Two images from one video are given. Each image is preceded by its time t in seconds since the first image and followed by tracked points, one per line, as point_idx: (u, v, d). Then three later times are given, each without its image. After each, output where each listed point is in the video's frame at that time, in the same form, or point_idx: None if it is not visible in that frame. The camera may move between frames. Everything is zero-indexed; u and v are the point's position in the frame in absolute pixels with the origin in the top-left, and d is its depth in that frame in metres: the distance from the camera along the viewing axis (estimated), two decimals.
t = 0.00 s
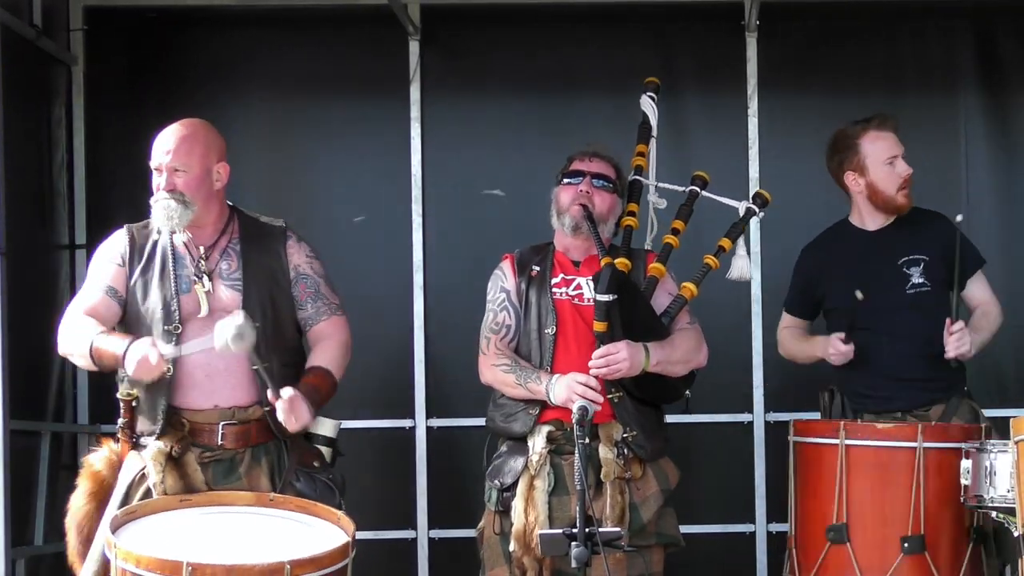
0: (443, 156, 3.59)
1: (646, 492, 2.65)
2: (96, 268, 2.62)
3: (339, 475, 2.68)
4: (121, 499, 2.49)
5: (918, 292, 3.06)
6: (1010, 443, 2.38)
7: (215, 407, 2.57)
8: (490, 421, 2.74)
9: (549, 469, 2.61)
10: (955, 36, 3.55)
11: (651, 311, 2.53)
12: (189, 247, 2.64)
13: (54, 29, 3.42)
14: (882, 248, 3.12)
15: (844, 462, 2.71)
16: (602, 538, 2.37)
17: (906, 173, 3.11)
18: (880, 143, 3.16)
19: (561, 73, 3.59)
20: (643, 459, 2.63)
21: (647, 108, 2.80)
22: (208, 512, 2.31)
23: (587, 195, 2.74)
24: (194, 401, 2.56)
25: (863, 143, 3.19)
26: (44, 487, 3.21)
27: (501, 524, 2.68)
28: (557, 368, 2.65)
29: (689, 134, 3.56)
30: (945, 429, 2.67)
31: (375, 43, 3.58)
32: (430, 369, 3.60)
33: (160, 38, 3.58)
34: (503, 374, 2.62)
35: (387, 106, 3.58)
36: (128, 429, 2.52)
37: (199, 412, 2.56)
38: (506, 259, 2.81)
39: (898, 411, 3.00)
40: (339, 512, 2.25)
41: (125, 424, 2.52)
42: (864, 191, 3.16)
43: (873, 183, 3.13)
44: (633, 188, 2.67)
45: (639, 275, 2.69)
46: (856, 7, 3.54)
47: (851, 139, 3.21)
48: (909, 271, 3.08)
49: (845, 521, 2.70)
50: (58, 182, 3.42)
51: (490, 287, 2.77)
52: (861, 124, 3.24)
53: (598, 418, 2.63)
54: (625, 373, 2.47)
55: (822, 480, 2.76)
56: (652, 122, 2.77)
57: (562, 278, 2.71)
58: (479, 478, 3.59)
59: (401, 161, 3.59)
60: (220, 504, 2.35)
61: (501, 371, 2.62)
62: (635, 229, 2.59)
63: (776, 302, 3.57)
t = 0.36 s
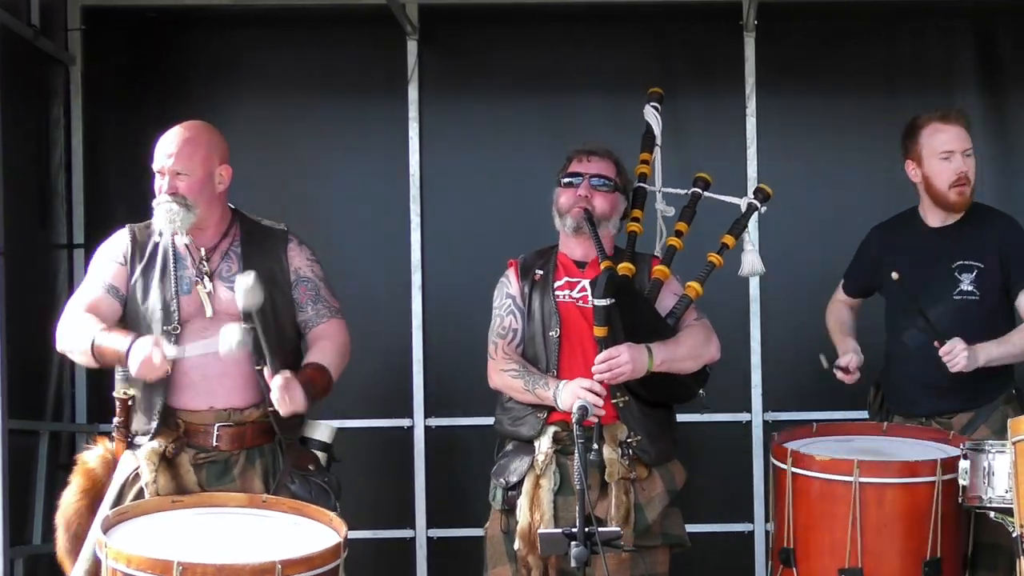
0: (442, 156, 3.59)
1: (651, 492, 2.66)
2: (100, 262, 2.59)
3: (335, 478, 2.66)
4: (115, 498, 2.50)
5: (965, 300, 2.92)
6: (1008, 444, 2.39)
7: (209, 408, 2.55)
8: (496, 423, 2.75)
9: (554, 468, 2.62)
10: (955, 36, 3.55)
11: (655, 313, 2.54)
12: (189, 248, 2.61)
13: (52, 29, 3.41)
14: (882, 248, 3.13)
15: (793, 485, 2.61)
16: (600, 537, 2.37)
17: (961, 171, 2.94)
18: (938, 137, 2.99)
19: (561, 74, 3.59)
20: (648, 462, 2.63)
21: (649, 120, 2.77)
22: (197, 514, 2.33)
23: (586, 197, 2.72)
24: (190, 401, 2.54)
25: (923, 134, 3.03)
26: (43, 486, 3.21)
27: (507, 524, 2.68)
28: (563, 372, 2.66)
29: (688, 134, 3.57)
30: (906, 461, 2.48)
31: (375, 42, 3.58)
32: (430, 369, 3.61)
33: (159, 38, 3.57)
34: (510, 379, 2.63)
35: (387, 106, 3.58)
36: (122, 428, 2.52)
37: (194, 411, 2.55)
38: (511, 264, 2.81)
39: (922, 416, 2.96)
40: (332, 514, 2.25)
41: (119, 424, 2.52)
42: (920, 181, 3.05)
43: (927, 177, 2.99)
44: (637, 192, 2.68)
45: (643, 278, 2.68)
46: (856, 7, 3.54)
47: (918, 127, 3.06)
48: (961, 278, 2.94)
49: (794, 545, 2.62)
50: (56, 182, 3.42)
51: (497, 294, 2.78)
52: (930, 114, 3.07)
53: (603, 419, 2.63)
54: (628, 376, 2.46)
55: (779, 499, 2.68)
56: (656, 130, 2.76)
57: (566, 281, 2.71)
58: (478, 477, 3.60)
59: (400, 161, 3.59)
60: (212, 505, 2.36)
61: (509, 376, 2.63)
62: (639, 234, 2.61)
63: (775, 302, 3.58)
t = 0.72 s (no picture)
0: (441, 156, 3.59)
1: (648, 493, 2.66)
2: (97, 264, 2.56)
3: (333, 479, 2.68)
4: (113, 497, 2.48)
5: (986, 310, 2.89)
6: (1007, 445, 2.38)
7: (212, 409, 2.53)
8: (492, 424, 2.75)
9: (549, 470, 2.61)
10: (955, 36, 3.55)
11: (652, 315, 2.51)
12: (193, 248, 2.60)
13: (51, 29, 3.41)
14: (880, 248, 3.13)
15: (796, 489, 2.59)
16: (599, 538, 2.37)
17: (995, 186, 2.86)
18: (971, 146, 2.88)
19: (560, 73, 3.59)
20: (644, 463, 2.63)
21: (647, 120, 2.78)
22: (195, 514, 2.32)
23: (584, 197, 2.72)
24: (193, 402, 2.53)
25: (959, 139, 2.91)
26: (41, 487, 3.21)
27: (504, 525, 2.69)
28: (559, 373, 2.66)
29: (687, 135, 3.57)
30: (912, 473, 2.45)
31: (374, 42, 3.58)
32: (429, 369, 3.60)
33: (159, 38, 3.57)
34: (506, 380, 2.63)
35: (386, 106, 3.58)
36: (122, 425, 2.52)
37: (195, 412, 2.53)
38: (508, 264, 2.81)
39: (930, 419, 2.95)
40: (328, 514, 2.27)
41: (120, 421, 2.52)
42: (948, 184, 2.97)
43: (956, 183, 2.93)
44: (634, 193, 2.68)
45: (640, 279, 2.69)
46: (855, 7, 3.54)
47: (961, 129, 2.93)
48: (984, 287, 2.90)
49: (793, 548, 2.62)
50: (56, 182, 3.42)
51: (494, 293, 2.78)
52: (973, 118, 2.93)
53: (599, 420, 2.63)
54: (624, 378, 2.46)
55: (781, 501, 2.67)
56: (654, 131, 2.77)
57: (563, 282, 2.71)
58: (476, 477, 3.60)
59: (400, 161, 3.59)
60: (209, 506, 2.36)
61: (504, 376, 2.63)
62: (636, 235, 2.60)
63: (774, 302, 3.58)
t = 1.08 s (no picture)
0: (442, 156, 3.59)
1: (647, 493, 2.66)
2: (79, 273, 2.52)
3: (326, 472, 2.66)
4: (105, 498, 2.49)
5: (975, 319, 2.88)
6: (1009, 444, 2.37)
7: (204, 406, 2.52)
8: (490, 426, 2.74)
9: (549, 471, 2.61)
10: (956, 35, 3.54)
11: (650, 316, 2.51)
12: (184, 245, 2.58)
13: (52, 29, 3.42)
14: (881, 248, 3.12)
15: (789, 496, 2.58)
16: (601, 538, 2.37)
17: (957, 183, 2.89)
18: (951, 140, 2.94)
19: (562, 74, 3.58)
20: (643, 463, 2.63)
21: (638, 122, 2.72)
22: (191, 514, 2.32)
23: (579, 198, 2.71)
24: (185, 399, 2.52)
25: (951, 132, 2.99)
26: (43, 487, 3.22)
27: (503, 526, 2.69)
28: (557, 374, 2.65)
29: (688, 135, 3.57)
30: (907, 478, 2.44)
31: (375, 43, 3.58)
32: (431, 369, 3.60)
33: (160, 39, 3.57)
34: (504, 381, 2.62)
35: (387, 106, 3.59)
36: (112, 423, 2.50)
37: (188, 410, 2.52)
38: (503, 265, 2.82)
39: (925, 422, 2.93)
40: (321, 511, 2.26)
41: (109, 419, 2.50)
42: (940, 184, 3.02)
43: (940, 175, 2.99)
44: (628, 195, 2.67)
45: (637, 279, 2.68)
46: (857, 7, 3.53)
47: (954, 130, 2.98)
48: (973, 296, 2.89)
49: (787, 553, 2.61)
50: (58, 182, 3.43)
51: (490, 294, 2.78)
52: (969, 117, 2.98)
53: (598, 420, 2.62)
54: (624, 379, 2.47)
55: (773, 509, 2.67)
56: (644, 133, 2.71)
57: (560, 284, 2.70)
58: (478, 477, 3.61)
59: (401, 162, 3.59)
60: (202, 505, 2.36)
61: (502, 377, 2.62)
62: (631, 235, 2.59)
63: (776, 302, 3.57)
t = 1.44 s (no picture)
0: (443, 157, 3.59)
1: (648, 495, 2.66)
2: (30, 273, 2.51)
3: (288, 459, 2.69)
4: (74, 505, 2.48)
5: (966, 307, 2.88)
6: (1009, 446, 2.37)
7: (167, 401, 2.51)
8: (489, 428, 2.73)
9: (549, 474, 2.61)
10: (957, 36, 3.54)
11: (649, 319, 2.51)
12: (135, 239, 2.57)
13: (54, 31, 3.42)
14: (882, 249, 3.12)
15: (787, 501, 2.59)
16: (602, 539, 2.37)
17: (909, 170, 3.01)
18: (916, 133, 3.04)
19: (562, 75, 3.58)
20: (644, 464, 2.63)
21: (638, 110, 2.72)
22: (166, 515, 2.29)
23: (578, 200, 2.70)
24: (147, 396, 2.51)
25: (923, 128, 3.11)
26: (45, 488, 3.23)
27: (504, 528, 2.68)
28: (556, 376, 2.64)
29: (689, 136, 3.57)
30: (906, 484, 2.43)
31: (375, 44, 3.58)
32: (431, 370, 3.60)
33: (161, 40, 3.57)
34: (504, 381, 2.61)
35: (388, 108, 3.59)
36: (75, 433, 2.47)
37: (152, 407, 2.51)
38: (503, 265, 2.82)
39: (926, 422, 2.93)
40: (298, 497, 2.27)
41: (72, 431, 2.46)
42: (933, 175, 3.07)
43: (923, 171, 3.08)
44: (627, 189, 2.66)
45: (636, 278, 2.67)
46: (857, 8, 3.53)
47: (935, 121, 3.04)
48: (962, 283, 2.90)
49: (786, 559, 2.62)
50: (60, 184, 3.43)
51: (490, 294, 2.79)
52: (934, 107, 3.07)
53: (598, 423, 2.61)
54: (624, 384, 2.47)
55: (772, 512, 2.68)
56: (644, 121, 2.71)
57: (560, 285, 2.70)
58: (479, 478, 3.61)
59: (402, 163, 3.59)
60: (169, 504, 2.34)
61: (501, 378, 2.61)
62: (630, 233, 2.59)
63: (776, 303, 3.57)
